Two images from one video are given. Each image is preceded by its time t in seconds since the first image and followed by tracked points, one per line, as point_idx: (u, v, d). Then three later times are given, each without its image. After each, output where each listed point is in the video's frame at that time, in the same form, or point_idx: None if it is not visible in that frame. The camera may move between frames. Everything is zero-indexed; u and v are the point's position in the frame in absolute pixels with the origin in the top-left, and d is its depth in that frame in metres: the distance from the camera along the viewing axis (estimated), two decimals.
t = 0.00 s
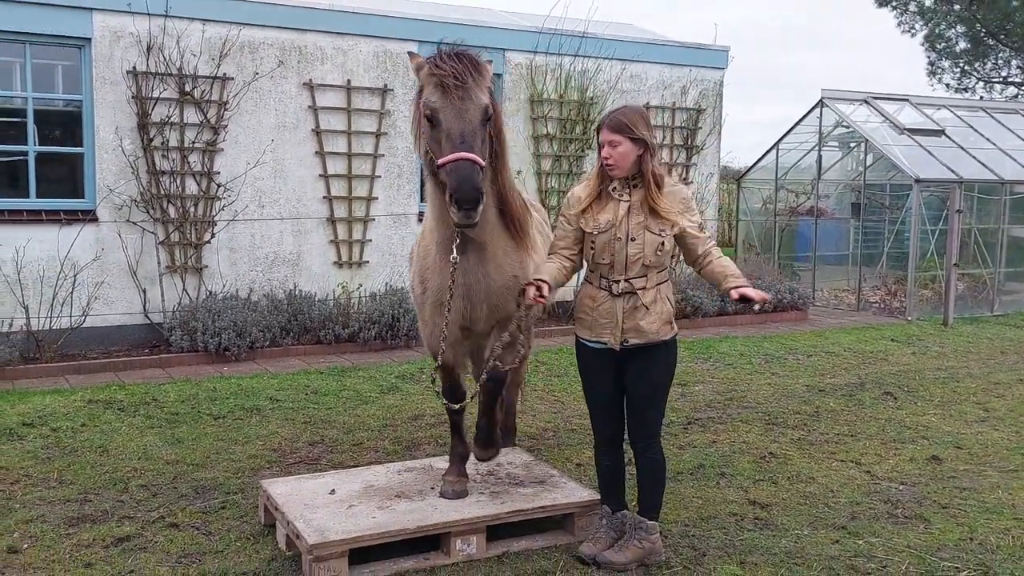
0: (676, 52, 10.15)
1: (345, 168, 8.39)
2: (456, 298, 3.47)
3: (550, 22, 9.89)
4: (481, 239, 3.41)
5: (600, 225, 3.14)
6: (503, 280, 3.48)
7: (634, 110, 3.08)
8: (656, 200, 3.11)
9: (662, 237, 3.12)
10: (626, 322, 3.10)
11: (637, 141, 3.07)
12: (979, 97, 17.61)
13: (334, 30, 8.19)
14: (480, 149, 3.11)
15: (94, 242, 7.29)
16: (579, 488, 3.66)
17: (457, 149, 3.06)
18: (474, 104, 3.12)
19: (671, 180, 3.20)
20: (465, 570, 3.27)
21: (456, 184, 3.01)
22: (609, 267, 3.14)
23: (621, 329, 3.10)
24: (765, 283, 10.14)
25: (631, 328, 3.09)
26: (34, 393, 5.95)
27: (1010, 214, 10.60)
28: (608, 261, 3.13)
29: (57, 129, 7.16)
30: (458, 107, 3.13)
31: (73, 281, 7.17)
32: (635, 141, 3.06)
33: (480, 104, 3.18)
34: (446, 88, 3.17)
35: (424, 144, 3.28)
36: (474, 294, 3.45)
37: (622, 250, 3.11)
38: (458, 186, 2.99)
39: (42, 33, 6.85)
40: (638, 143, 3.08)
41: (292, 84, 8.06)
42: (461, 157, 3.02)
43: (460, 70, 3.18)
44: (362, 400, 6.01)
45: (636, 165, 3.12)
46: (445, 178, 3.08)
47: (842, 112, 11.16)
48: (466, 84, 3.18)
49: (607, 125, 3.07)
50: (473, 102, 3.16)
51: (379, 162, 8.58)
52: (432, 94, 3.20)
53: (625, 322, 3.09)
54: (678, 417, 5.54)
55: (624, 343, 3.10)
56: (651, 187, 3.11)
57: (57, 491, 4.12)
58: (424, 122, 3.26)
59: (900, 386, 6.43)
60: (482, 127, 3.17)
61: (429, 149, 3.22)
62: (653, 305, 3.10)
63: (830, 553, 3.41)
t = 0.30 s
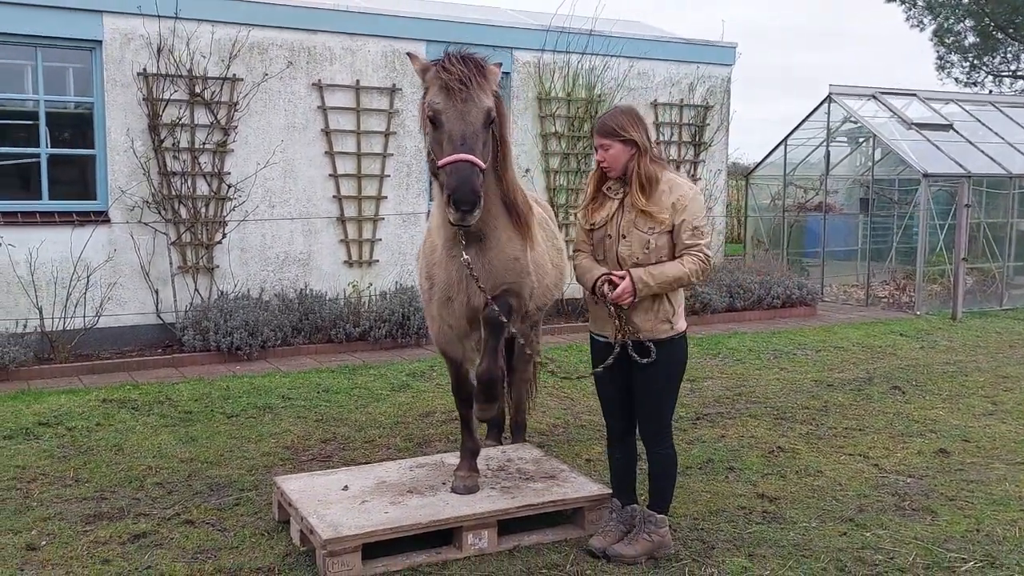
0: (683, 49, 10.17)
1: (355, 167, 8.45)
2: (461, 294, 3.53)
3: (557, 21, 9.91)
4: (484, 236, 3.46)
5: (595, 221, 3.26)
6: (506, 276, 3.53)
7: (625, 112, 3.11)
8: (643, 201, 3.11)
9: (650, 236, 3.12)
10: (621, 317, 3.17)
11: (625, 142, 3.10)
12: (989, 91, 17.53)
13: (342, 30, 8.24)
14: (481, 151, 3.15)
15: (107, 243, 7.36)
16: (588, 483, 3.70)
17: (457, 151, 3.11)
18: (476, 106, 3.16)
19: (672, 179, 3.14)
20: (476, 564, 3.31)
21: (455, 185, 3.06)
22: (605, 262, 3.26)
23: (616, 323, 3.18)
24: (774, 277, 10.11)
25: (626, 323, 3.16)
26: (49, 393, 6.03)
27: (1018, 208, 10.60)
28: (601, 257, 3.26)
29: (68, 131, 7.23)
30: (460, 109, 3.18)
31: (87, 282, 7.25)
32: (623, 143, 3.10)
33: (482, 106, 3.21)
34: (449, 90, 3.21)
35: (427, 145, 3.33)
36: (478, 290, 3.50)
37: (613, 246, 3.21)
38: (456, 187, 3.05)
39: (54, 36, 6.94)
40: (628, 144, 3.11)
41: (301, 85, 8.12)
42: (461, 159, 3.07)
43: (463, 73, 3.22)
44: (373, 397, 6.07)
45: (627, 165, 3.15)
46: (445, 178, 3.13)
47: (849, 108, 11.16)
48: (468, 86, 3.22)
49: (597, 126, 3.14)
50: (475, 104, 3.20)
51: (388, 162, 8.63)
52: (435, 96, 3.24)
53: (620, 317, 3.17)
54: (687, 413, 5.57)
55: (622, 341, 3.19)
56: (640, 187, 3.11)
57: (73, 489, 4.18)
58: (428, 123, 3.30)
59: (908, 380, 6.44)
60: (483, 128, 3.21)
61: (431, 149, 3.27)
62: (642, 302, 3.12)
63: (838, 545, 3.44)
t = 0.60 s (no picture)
0: (682, 49, 10.20)
1: (355, 168, 8.47)
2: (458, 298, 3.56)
3: (557, 21, 9.94)
4: (482, 243, 3.48)
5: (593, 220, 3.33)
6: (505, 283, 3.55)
7: (622, 115, 3.12)
8: (635, 203, 3.14)
9: (641, 237, 3.15)
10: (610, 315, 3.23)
11: (620, 145, 3.12)
12: (986, 90, 17.57)
13: (342, 31, 8.26)
14: (472, 164, 3.17)
15: (107, 244, 7.39)
16: (588, 481, 3.73)
17: (447, 162, 3.13)
18: (470, 119, 3.18)
19: (667, 182, 3.15)
20: (477, 562, 3.34)
21: (442, 195, 3.08)
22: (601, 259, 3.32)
23: (605, 321, 3.24)
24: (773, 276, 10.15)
25: (614, 322, 3.21)
26: (51, 393, 6.05)
27: (1016, 207, 10.63)
28: (597, 254, 3.32)
29: (69, 132, 7.25)
30: (454, 121, 3.20)
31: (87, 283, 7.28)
32: (618, 145, 3.12)
33: (477, 119, 3.24)
34: (445, 101, 3.24)
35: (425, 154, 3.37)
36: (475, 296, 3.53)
37: (607, 245, 3.26)
38: (440, 199, 3.06)
39: (54, 37, 6.96)
40: (623, 147, 3.12)
41: (301, 85, 8.14)
42: (449, 171, 3.10)
43: (461, 85, 3.25)
44: (374, 397, 6.10)
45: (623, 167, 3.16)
46: (434, 189, 3.16)
47: (847, 108, 11.19)
48: (464, 99, 3.24)
49: (593, 128, 3.16)
50: (470, 116, 3.22)
51: (388, 162, 8.66)
52: (432, 106, 3.28)
53: (609, 315, 3.23)
54: (687, 411, 5.60)
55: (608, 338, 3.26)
56: (632, 190, 3.14)
57: (75, 489, 4.21)
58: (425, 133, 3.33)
59: (906, 378, 6.48)
60: (477, 141, 3.23)
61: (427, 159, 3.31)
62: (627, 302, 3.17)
63: (835, 543, 3.48)
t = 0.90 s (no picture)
0: (682, 47, 10.20)
1: (355, 165, 8.49)
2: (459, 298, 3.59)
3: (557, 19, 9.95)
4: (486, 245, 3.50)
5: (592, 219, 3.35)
6: (506, 286, 3.56)
7: (612, 116, 3.15)
8: (633, 201, 3.16)
9: (639, 235, 3.17)
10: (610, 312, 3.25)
11: (613, 146, 3.15)
12: (987, 87, 17.57)
13: (342, 29, 8.28)
14: (489, 171, 3.19)
15: (109, 242, 7.41)
16: (587, 477, 3.75)
17: (466, 171, 3.15)
18: (485, 126, 3.19)
19: (664, 180, 3.16)
20: (478, 557, 3.37)
21: (462, 205, 3.11)
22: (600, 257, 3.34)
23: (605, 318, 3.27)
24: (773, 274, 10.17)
25: (613, 319, 3.23)
26: (53, 390, 6.08)
27: (1016, 204, 10.64)
28: (597, 252, 3.34)
29: (70, 130, 7.27)
30: (469, 128, 3.21)
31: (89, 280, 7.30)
32: (610, 147, 3.15)
33: (492, 125, 3.25)
34: (459, 107, 3.25)
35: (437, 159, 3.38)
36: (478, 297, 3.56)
37: (607, 243, 3.28)
38: (464, 207, 3.10)
39: (55, 35, 6.97)
40: (617, 147, 3.15)
41: (301, 83, 8.16)
42: (469, 179, 3.13)
43: (473, 92, 3.26)
44: (374, 394, 6.13)
45: (618, 168, 3.18)
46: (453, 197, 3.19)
47: (847, 105, 11.20)
48: (478, 106, 3.25)
49: (587, 129, 3.20)
50: (485, 122, 3.23)
51: (388, 160, 8.67)
52: (445, 112, 3.28)
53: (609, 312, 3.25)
54: (686, 408, 5.62)
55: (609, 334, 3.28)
56: (630, 189, 3.16)
57: (78, 485, 4.23)
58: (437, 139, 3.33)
59: (905, 375, 6.49)
60: (492, 147, 3.25)
61: (440, 165, 3.32)
62: (627, 298, 3.19)
63: (833, 538, 3.50)
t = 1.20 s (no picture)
0: (684, 34, 10.17)
1: (357, 154, 8.48)
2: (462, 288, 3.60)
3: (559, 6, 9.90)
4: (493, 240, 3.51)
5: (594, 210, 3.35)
6: (507, 277, 3.57)
7: (607, 108, 3.15)
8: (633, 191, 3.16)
9: (642, 224, 3.17)
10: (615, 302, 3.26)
11: (611, 138, 3.14)
12: (992, 74, 17.48)
13: (344, 17, 8.25)
14: (507, 175, 3.21)
15: (112, 231, 7.42)
16: (589, 465, 3.76)
17: (486, 177, 3.16)
18: (504, 131, 3.20)
19: (663, 168, 3.16)
20: (481, 544, 3.38)
21: (484, 212, 3.12)
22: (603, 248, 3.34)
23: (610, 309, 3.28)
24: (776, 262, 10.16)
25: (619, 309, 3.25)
26: (58, 379, 6.11)
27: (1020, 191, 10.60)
28: (599, 244, 3.34)
29: (72, 119, 7.27)
30: (488, 133, 3.21)
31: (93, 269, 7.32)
32: (608, 138, 3.14)
33: (510, 129, 3.26)
34: (477, 112, 3.25)
35: (452, 161, 3.38)
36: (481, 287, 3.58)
37: (609, 233, 3.28)
38: (485, 214, 3.11)
39: (57, 25, 6.96)
40: (614, 139, 3.15)
41: (303, 72, 8.14)
42: (490, 186, 3.14)
43: (491, 96, 3.26)
44: (377, 382, 6.15)
45: (616, 159, 3.18)
46: (473, 203, 3.19)
47: (851, 92, 11.14)
48: (496, 108, 3.25)
49: (583, 123, 3.19)
50: (503, 127, 3.24)
51: (390, 149, 8.66)
52: (463, 116, 3.28)
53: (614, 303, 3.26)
54: (688, 396, 5.63)
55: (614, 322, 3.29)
56: (630, 179, 3.15)
57: (84, 473, 4.26)
58: (454, 141, 3.33)
59: (907, 363, 6.50)
60: (509, 152, 3.26)
61: (458, 167, 3.31)
62: (632, 288, 3.19)
63: (835, 525, 3.51)
